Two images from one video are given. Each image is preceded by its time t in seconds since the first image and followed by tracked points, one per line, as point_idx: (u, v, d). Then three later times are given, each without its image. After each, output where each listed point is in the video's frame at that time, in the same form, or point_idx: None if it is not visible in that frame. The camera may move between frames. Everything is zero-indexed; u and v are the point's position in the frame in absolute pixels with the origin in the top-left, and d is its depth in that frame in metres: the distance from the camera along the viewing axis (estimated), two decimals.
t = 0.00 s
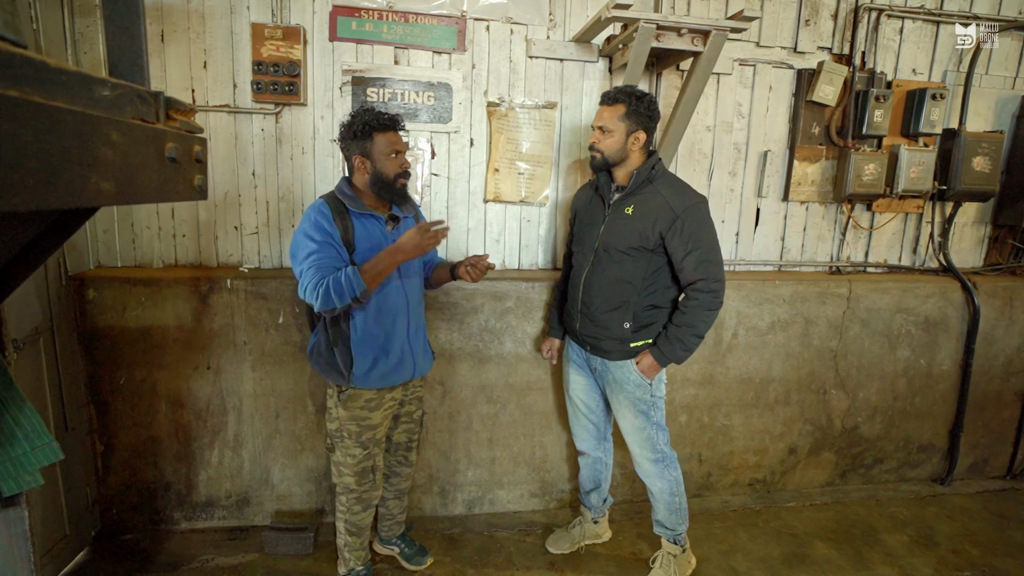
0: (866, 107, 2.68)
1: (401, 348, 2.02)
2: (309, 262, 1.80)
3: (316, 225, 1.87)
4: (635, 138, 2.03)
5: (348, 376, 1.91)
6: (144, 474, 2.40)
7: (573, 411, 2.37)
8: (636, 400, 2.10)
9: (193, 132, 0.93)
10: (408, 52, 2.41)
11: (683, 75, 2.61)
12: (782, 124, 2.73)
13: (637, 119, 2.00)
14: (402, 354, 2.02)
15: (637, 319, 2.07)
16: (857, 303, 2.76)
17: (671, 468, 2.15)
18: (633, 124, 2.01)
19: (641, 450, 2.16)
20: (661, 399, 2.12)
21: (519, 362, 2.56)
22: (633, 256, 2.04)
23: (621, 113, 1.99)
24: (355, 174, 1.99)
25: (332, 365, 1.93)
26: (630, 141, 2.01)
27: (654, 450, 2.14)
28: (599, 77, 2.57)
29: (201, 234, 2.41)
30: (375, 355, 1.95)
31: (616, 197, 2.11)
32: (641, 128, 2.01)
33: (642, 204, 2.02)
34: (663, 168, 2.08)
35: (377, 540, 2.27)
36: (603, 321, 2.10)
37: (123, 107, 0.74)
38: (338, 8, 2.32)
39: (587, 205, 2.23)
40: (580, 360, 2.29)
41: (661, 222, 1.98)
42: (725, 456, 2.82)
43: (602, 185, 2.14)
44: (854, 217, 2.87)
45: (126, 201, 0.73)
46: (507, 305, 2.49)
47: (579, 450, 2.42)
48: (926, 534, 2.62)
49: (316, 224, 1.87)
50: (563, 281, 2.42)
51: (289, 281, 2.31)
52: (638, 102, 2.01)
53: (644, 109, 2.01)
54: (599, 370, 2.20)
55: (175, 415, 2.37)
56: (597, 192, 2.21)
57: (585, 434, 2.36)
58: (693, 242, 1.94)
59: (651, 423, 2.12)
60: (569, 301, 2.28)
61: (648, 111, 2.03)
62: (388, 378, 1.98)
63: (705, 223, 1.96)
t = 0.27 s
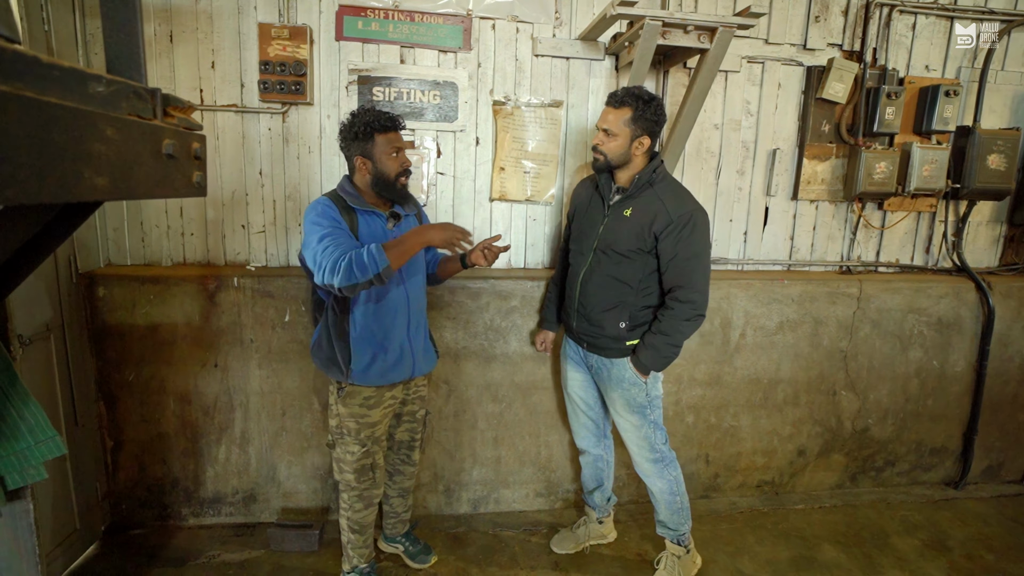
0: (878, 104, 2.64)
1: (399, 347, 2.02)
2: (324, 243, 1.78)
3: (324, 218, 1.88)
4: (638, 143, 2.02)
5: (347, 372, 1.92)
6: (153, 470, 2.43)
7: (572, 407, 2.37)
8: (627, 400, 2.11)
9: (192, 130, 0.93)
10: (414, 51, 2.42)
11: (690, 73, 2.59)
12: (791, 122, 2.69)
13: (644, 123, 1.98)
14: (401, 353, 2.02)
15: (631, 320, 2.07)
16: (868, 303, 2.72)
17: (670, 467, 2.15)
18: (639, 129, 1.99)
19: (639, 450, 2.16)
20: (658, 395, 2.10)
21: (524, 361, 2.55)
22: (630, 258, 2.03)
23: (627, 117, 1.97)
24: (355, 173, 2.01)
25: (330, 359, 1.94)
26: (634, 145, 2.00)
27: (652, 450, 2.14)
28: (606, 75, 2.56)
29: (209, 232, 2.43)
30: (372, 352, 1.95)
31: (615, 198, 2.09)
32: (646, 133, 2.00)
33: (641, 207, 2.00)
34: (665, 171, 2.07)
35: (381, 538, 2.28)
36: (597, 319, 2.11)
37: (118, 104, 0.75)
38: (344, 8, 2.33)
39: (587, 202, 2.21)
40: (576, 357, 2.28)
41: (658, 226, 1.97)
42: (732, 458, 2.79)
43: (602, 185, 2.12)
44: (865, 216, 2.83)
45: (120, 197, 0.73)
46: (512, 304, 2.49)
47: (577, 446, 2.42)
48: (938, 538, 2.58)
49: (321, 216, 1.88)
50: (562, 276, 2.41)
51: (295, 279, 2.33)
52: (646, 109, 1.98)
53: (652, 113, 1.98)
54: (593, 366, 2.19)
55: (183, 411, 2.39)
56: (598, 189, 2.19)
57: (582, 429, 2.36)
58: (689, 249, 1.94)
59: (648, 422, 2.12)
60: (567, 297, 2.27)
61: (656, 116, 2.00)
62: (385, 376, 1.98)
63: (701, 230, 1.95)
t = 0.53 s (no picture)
0: (890, 102, 2.59)
1: (408, 345, 2.03)
2: (348, 251, 1.78)
3: (337, 219, 1.87)
4: (642, 145, 2.01)
5: (360, 372, 1.91)
6: (162, 467, 2.46)
7: (573, 406, 2.35)
8: (627, 399, 2.09)
9: (191, 128, 0.93)
10: (420, 50, 2.42)
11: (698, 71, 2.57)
12: (802, 120, 2.66)
13: (649, 126, 1.96)
14: (409, 351, 2.04)
15: (631, 319, 2.06)
16: (880, 304, 2.68)
17: (667, 473, 2.13)
18: (642, 132, 1.98)
19: (635, 450, 2.13)
20: (655, 399, 2.10)
21: (530, 361, 2.54)
22: (630, 258, 2.02)
23: (633, 119, 1.96)
24: (359, 171, 2.00)
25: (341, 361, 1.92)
26: (637, 147, 1.98)
27: (649, 452, 2.12)
28: (613, 74, 2.54)
29: (217, 231, 2.45)
30: (382, 351, 1.95)
31: (616, 197, 2.08)
32: (650, 136, 1.98)
33: (641, 207, 1.99)
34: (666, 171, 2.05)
35: (386, 536, 2.28)
36: (597, 319, 2.10)
37: (113, 102, 0.75)
38: (351, 8, 2.34)
39: (588, 202, 2.20)
40: (577, 355, 2.27)
41: (658, 226, 1.95)
42: (740, 460, 2.76)
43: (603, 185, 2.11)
44: (877, 215, 2.79)
45: (115, 194, 0.74)
46: (518, 304, 2.48)
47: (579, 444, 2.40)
48: (951, 544, 2.53)
49: (335, 219, 1.86)
50: (564, 274, 2.41)
51: (302, 278, 2.34)
52: (651, 111, 1.97)
53: (657, 116, 1.97)
54: (594, 364, 2.18)
55: (191, 409, 2.42)
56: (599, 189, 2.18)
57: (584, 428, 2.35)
58: (688, 250, 1.92)
59: (644, 422, 2.10)
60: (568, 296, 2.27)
61: (661, 118, 1.99)
62: (395, 374, 1.99)
63: (701, 231, 1.93)
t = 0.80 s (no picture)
0: (896, 101, 2.56)
1: (412, 345, 2.04)
2: (352, 255, 1.78)
3: (343, 222, 1.85)
4: (641, 142, 1.99)
5: (366, 372, 1.90)
6: (165, 465, 2.48)
7: (576, 410, 2.34)
8: (632, 403, 2.07)
9: (186, 129, 0.94)
10: (422, 50, 2.42)
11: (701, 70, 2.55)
12: (806, 119, 2.64)
13: (646, 123, 1.95)
14: (413, 350, 2.04)
15: (634, 319, 2.04)
16: (885, 305, 2.65)
17: (659, 480, 2.11)
18: (640, 128, 1.96)
19: (630, 453, 2.10)
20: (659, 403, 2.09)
21: (531, 361, 2.54)
22: (632, 257, 2.01)
23: (630, 116, 1.95)
24: (361, 172, 2.01)
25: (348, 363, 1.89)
26: (635, 144, 1.97)
27: (644, 456, 2.10)
28: (615, 73, 2.53)
29: (220, 231, 2.47)
30: (388, 352, 1.95)
31: (617, 196, 2.08)
32: (648, 133, 1.97)
33: (642, 204, 1.98)
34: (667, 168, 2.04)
35: (387, 536, 2.29)
36: (600, 319, 2.09)
37: (104, 102, 0.76)
38: (353, 8, 2.35)
39: (589, 202, 2.20)
40: (581, 359, 2.26)
41: (658, 223, 1.94)
42: (743, 461, 2.74)
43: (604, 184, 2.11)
44: (883, 215, 2.76)
45: (105, 194, 0.74)
46: (519, 304, 2.48)
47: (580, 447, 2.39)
48: (958, 548, 2.50)
49: (340, 221, 1.85)
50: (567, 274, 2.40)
51: (304, 278, 2.35)
52: (648, 107, 1.96)
53: (654, 113, 1.96)
54: (600, 369, 2.17)
55: (195, 407, 2.43)
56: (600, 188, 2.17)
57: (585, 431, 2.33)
58: (689, 246, 1.90)
59: (644, 427, 2.08)
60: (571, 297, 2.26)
61: (659, 115, 1.97)
62: (402, 373, 2.00)
63: (702, 226, 1.92)
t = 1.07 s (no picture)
0: (906, 100, 2.53)
1: (416, 345, 2.03)
2: (353, 259, 1.78)
3: (345, 224, 1.85)
4: (652, 138, 1.97)
5: (368, 374, 1.90)
6: (170, 463, 2.49)
7: (583, 415, 2.31)
8: (644, 406, 2.03)
9: (183, 128, 0.93)
10: (426, 50, 2.42)
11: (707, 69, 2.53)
12: (813, 118, 2.61)
13: (656, 119, 1.93)
14: (417, 350, 2.04)
15: (647, 320, 2.01)
16: (894, 307, 2.62)
17: (669, 492, 2.09)
18: (651, 124, 1.94)
19: (643, 462, 2.07)
20: (672, 405, 2.04)
21: (535, 362, 2.53)
22: (643, 256, 1.98)
23: (638, 112, 1.93)
24: (365, 172, 2.00)
25: (348, 364, 1.90)
26: (646, 141, 1.95)
27: (657, 466, 2.07)
28: (620, 72, 2.52)
29: (225, 231, 2.48)
30: (391, 353, 1.95)
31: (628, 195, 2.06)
32: (660, 129, 1.95)
33: (654, 202, 1.96)
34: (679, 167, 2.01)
35: (389, 536, 2.28)
36: (613, 321, 2.06)
37: (98, 102, 0.75)
38: (357, 8, 2.35)
39: (601, 203, 2.18)
40: (591, 364, 2.23)
41: (670, 221, 1.91)
42: (748, 464, 2.72)
43: (615, 183, 2.10)
44: (892, 216, 2.72)
45: (97, 193, 0.74)
46: (523, 304, 2.47)
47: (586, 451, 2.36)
48: (968, 554, 2.45)
49: (343, 223, 1.85)
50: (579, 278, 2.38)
51: (307, 278, 2.35)
52: (659, 102, 1.94)
53: (665, 107, 1.94)
54: (609, 373, 2.14)
55: (199, 406, 2.44)
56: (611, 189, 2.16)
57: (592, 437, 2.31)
58: (703, 244, 1.87)
59: (657, 435, 2.05)
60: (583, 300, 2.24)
61: (670, 109, 1.94)
62: (405, 373, 2.00)
63: (717, 223, 1.87)
